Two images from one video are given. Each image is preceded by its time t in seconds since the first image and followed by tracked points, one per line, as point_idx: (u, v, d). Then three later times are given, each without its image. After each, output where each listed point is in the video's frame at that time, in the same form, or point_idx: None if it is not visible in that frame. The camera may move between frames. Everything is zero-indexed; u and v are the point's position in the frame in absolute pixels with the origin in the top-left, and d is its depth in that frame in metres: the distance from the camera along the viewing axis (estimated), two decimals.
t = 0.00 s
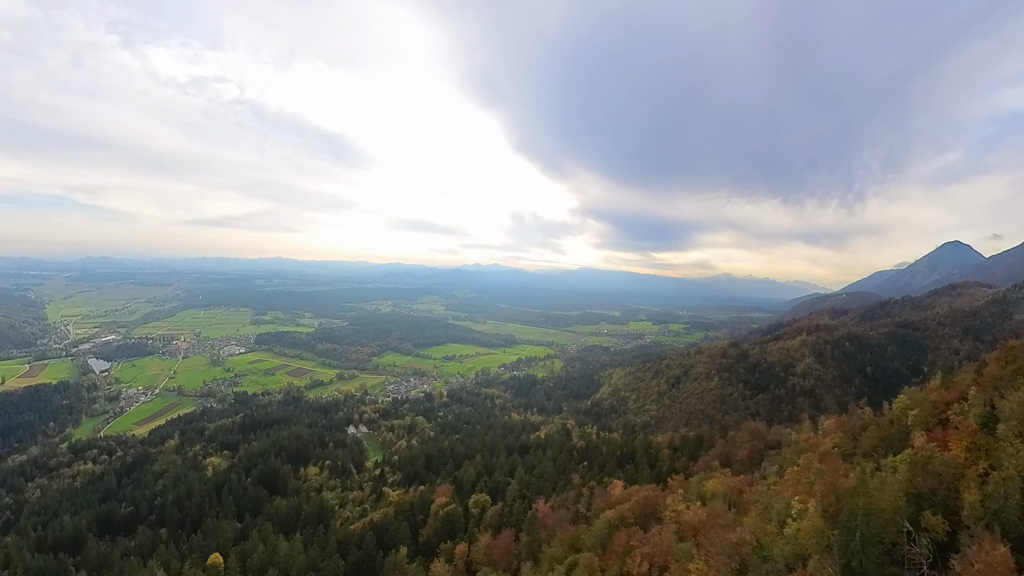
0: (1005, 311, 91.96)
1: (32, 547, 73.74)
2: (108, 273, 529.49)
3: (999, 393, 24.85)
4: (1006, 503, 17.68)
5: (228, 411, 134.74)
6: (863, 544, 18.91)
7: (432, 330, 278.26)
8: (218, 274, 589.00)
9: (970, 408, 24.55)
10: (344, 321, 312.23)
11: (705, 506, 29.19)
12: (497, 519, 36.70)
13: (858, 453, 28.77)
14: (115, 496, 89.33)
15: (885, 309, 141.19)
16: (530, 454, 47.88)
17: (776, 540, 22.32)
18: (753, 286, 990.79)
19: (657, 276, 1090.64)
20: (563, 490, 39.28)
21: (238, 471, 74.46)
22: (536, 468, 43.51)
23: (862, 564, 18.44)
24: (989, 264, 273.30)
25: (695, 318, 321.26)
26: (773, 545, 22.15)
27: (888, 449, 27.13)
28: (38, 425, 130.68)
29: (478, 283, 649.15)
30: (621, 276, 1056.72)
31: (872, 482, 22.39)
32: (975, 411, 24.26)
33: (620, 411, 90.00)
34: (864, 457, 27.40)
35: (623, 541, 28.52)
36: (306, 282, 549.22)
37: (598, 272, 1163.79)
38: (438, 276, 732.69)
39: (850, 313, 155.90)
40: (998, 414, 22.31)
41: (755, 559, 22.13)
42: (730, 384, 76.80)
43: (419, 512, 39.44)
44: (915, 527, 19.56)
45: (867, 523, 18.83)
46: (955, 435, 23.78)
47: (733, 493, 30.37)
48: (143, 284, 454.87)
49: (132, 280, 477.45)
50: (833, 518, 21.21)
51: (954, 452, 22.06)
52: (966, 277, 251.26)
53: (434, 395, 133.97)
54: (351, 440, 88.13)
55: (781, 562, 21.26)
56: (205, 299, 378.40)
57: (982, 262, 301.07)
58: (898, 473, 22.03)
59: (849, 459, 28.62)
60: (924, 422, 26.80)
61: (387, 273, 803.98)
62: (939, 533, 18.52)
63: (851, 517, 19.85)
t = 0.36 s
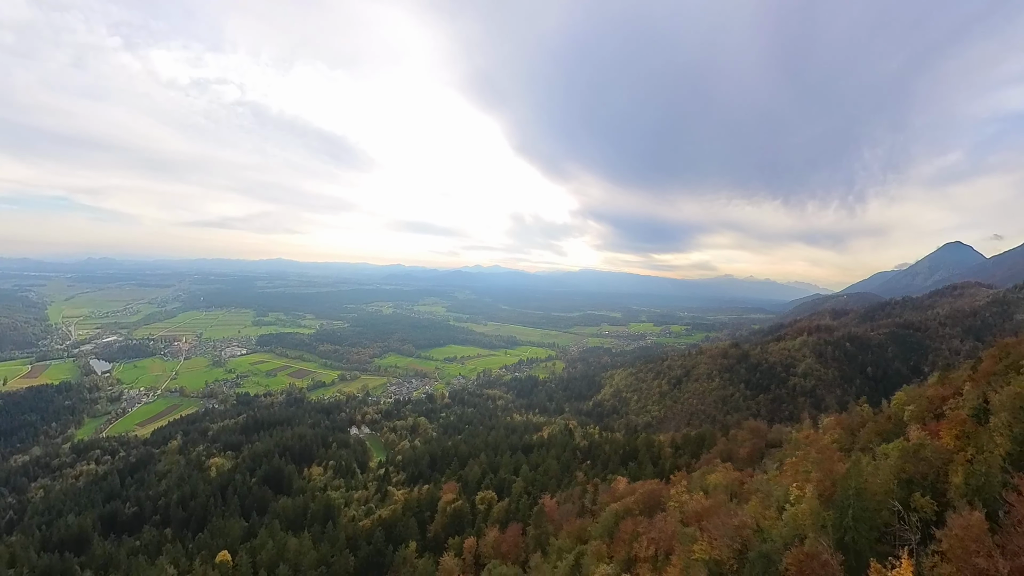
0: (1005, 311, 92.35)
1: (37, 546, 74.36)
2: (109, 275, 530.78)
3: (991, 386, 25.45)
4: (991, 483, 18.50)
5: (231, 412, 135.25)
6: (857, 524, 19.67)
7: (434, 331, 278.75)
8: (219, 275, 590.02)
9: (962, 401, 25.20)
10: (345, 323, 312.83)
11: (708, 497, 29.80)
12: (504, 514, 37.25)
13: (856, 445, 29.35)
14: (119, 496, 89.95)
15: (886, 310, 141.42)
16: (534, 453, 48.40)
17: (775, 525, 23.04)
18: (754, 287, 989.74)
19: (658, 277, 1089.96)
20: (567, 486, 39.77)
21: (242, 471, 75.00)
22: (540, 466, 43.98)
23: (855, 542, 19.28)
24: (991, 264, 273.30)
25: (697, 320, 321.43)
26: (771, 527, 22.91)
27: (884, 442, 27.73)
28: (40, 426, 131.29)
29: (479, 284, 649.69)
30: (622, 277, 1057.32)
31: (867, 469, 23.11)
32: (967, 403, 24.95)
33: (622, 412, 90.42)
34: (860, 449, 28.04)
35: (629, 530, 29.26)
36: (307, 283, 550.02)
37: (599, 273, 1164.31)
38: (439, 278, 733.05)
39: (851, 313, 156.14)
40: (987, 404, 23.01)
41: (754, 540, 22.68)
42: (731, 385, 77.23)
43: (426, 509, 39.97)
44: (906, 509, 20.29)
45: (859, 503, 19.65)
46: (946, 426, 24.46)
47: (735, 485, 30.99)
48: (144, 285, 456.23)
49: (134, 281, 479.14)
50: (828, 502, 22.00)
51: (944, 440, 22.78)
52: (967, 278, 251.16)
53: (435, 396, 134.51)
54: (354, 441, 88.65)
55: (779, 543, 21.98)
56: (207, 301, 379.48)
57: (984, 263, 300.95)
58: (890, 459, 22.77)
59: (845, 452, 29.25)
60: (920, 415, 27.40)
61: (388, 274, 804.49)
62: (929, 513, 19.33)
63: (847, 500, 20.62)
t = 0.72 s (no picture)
0: (1006, 312, 92.75)
1: (42, 545, 74.92)
2: (110, 275, 531.75)
3: (985, 381, 25.99)
4: (974, 460, 19.44)
5: (233, 413, 135.62)
6: (848, 502, 20.71)
7: (435, 333, 279.32)
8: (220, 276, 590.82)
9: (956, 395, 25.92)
10: (346, 324, 313.38)
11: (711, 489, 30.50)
12: (511, 509, 37.84)
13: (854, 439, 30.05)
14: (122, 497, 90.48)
15: (887, 310, 141.78)
16: (538, 451, 48.81)
17: (774, 510, 24.00)
18: (756, 288, 987.88)
19: (660, 278, 1089.19)
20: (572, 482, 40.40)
21: (247, 471, 75.54)
22: (545, 463, 44.55)
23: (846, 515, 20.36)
24: (992, 265, 273.59)
25: (698, 321, 321.66)
26: (772, 511, 23.90)
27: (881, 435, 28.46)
28: (42, 427, 131.79)
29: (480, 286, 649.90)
30: (622, 279, 1057.75)
31: (860, 458, 24.01)
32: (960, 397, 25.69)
33: (623, 413, 90.86)
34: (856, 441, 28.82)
35: (635, 519, 30.17)
36: (308, 284, 550.78)
37: (600, 275, 1164.18)
38: (440, 280, 732.13)
39: (851, 314, 156.57)
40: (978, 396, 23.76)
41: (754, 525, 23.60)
42: (733, 385, 77.65)
43: (433, 506, 40.53)
44: (897, 491, 21.14)
45: (853, 483, 20.63)
46: (939, 418, 25.19)
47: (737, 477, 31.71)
48: (145, 286, 456.47)
49: (135, 282, 480.03)
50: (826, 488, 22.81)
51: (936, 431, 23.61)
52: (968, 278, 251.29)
53: (438, 397, 134.98)
54: (357, 441, 89.24)
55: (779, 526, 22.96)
56: (208, 302, 380.41)
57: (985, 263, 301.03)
58: (884, 448, 23.57)
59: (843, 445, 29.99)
60: (917, 410, 27.91)
61: (389, 276, 805.23)
62: (918, 496, 20.24)
63: (840, 483, 21.65)
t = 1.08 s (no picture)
0: (1006, 312, 93.11)
1: (48, 544, 75.60)
2: (112, 277, 533.32)
3: (979, 375, 26.55)
4: (960, 443, 20.32)
5: (235, 413, 136.40)
6: (842, 485, 21.71)
7: (437, 334, 279.95)
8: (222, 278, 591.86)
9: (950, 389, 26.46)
10: (348, 325, 314.12)
11: (714, 480, 31.20)
12: (519, 503, 38.46)
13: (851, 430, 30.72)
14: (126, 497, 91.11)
15: (888, 311, 142.28)
16: (542, 450, 49.25)
17: (773, 498, 24.88)
18: (757, 289, 988.07)
19: (661, 280, 1089.41)
20: (577, 479, 40.91)
21: (251, 471, 76.12)
22: (548, 462, 45.04)
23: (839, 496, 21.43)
24: (993, 265, 273.96)
25: (699, 322, 322.03)
26: (773, 498, 24.86)
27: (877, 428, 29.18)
28: (44, 428, 132.52)
29: (481, 288, 649.99)
30: (623, 280, 1057.94)
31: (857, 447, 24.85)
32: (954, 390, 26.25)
33: (625, 413, 91.45)
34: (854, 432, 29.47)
35: (642, 508, 31.10)
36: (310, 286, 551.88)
37: (601, 276, 1164.19)
38: (441, 281, 733.11)
39: (853, 314, 157.18)
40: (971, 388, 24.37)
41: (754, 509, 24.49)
42: (734, 386, 78.07)
43: (441, 502, 41.06)
44: (890, 475, 22.03)
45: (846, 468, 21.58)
46: (933, 410, 25.80)
47: (739, 470, 32.36)
48: (147, 287, 457.97)
49: (137, 283, 481.55)
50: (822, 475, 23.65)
51: (928, 422, 24.27)
52: (970, 279, 251.62)
53: (440, 398, 135.69)
54: (360, 441, 89.85)
55: (778, 511, 23.96)
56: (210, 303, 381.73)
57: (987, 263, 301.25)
58: (878, 439, 24.31)
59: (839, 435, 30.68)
60: (914, 404, 28.47)
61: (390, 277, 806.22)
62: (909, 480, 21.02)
63: (836, 468, 22.61)
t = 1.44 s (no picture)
0: (1007, 312, 93.50)
1: (53, 543, 76.29)
2: (113, 277, 534.91)
3: (972, 370, 27.39)
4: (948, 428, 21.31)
5: (238, 414, 137.12)
6: (836, 470, 22.62)
7: (438, 335, 280.45)
8: (223, 279, 593.09)
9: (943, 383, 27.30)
10: (349, 326, 314.76)
11: (716, 472, 31.93)
12: (526, 499, 39.05)
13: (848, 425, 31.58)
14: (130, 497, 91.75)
15: (889, 311, 142.68)
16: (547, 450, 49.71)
17: (773, 485, 25.70)
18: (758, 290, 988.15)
19: (662, 281, 1089.38)
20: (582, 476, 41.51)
21: (256, 471, 76.77)
22: (553, 460, 45.63)
23: (832, 479, 22.48)
24: (995, 265, 274.00)
25: (701, 323, 322.29)
26: (773, 487, 25.68)
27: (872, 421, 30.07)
28: (47, 428, 133.37)
29: (482, 289, 650.90)
30: (625, 281, 1058.36)
31: (853, 439, 25.70)
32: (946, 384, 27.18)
33: (627, 413, 91.96)
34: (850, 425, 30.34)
35: (647, 499, 31.94)
36: (311, 287, 552.63)
37: (602, 277, 1164.18)
38: (442, 282, 734.59)
39: (854, 315, 157.79)
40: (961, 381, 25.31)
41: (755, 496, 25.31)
42: (735, 386, 78.57)
43: (448, 499, 41.73)
44: (883, 463, 22.97)
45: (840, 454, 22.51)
46: (927, 403, 26.67)
47: (740, 464, 33.15)
48: (148, 287, 459.20)
49: (139, 284, 483.19)
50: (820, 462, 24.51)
51: (920, 413, 25.21)
52: (971, 279, 251.68)
53: (442, 399, 136.34)
54: (363, 442, 90.58)
55: (778, 497, 24.80)
56: (211, 304, 382.94)
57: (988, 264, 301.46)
58: (873, 430, 25.21)
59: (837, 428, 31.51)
60: (910, 398, 29.09)
61: (391, 279, 807.08)
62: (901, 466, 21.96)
63: (830, 455, 23.55)
